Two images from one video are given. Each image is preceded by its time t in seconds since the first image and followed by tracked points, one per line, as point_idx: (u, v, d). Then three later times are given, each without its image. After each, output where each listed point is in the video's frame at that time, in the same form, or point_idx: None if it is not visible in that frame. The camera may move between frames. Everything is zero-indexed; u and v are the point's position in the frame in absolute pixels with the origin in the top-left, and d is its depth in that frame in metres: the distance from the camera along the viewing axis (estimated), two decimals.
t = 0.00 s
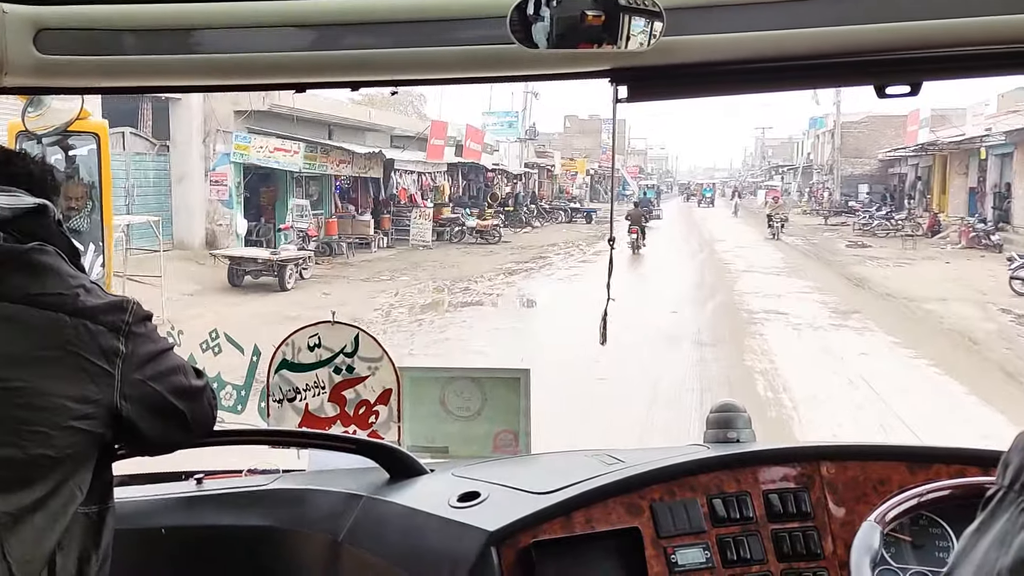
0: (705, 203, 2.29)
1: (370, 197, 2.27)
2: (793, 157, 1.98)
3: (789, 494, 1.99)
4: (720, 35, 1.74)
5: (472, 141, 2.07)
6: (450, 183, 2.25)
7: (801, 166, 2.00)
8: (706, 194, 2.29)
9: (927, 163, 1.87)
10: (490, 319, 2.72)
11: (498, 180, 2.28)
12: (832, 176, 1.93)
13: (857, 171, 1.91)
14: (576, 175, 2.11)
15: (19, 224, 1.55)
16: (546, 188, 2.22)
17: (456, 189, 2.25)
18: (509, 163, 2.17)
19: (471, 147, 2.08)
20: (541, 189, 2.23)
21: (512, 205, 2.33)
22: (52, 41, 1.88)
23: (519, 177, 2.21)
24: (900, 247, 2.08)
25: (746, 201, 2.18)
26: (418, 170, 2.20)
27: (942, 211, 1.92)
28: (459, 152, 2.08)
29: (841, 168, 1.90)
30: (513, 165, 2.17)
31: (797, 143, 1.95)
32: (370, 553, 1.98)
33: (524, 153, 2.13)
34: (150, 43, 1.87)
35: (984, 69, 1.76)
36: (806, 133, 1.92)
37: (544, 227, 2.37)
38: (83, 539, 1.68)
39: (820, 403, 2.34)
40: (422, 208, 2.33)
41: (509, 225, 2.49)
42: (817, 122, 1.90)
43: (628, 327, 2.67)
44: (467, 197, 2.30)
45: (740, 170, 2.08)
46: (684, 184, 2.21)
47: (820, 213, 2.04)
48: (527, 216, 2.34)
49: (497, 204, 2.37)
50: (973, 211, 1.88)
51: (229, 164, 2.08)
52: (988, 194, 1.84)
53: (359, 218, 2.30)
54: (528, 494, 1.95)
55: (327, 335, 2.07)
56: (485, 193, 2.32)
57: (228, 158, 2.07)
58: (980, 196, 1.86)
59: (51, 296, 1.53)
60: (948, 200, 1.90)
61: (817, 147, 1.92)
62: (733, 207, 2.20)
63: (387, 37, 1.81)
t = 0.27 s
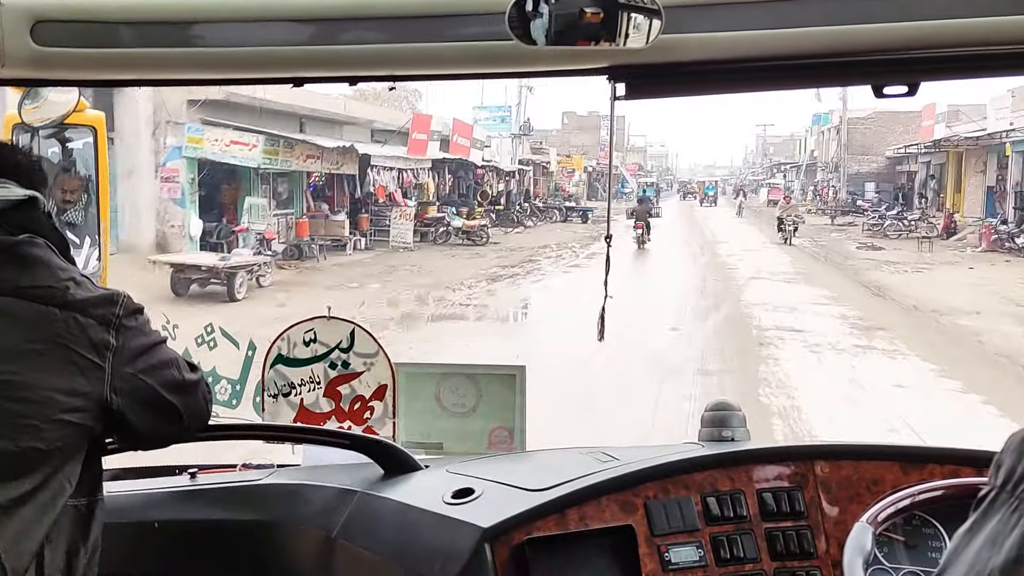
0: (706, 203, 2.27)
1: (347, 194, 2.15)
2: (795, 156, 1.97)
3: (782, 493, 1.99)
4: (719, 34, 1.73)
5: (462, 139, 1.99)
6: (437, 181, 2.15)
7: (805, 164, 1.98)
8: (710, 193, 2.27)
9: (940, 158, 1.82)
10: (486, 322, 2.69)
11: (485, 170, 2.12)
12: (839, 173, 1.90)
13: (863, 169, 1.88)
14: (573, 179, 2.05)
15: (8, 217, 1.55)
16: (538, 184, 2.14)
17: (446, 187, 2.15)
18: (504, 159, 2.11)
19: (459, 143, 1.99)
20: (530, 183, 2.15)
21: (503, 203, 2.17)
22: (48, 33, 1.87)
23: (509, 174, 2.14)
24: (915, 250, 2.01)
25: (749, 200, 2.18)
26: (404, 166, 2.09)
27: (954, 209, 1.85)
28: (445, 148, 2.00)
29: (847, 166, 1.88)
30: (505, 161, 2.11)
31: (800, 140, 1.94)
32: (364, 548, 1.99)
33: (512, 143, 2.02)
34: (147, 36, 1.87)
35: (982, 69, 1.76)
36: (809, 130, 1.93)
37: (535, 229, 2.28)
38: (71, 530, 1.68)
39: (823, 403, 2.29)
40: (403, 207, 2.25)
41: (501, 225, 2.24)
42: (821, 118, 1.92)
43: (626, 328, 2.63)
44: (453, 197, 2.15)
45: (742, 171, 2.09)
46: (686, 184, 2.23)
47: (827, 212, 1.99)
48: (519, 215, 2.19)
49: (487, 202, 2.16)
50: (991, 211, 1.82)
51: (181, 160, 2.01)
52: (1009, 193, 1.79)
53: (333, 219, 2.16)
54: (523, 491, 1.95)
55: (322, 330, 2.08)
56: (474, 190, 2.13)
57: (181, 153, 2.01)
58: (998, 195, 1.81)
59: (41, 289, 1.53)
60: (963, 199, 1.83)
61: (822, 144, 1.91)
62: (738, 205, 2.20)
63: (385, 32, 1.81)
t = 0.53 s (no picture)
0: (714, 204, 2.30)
1: (323, 198, 2.14)
2: (797, 156, 2.02)
3: (779, 496, 1.99)
4: (718, 36, 1.73)
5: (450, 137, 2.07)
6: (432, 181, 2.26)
7: (807, 164, 2.02)
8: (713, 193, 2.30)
9: (954, 158, 1.85)
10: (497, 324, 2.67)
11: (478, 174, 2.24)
12: (846, 175, 1.92)
13: (870, 169, 1.91)
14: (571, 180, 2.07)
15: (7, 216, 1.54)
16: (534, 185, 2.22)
17: (436, 188, 2.26)
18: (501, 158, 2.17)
19: (444, 140, 2.06)
20: (525, 184, 2.24)
21: (495, 205, 2.32)
22: (46, 32, 1.87)
23: (507, 174, 2.22)
24: (932, 254, 2.07)
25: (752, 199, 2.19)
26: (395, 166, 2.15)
27: (968, 212, 1.88)
28: (431, 145, 2.07)
29: (853, 166, 1.90)
30: (496, 160, 2.18)
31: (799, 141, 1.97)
32: (360, 549, 1.99)
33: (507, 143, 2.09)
34: (145, 35, 1.86)
35: (982, 74, 1.76)
36: (812, 130, 1.94)
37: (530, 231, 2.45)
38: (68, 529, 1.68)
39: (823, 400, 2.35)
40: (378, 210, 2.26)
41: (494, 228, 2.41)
42: (825, 118, 1.91)
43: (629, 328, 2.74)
44: (442, 198, 2.28)
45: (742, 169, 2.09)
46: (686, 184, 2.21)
47: (828, 212, 2.04)
48: (510, 217, 2.34)
49: (476, 205, 2.33)
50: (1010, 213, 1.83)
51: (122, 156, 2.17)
52: None
53: (302, 223, 2.17)
54: (519, 492, 1.95)
55: (320, 330, 2.07)
56: (463, 191, 2.27)
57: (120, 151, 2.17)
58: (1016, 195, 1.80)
59: (39, 289, 1.53)
60: (978, 201, 1.86)
61: (826, 143, 1.94)
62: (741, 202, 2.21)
63: (383, 32, 1.81)
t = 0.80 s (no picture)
0: (718, 205, 2.18)
1: (289, 198, 2.14)
2: (801, 155, 1.96)
3: (781, 494, 1.99)
4: (718, 34, 1.73)
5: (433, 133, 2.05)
6: (416, 184, 2.19)
7: (811, 163, 1.96)
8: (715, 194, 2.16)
9: (968, 156, 1.78)
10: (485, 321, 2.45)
11: (466, 173, 2.14)
12: (853, 174, 1.87)
13: (878, 167, 1.84)
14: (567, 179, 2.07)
15: (10, 216, 1.56)
16: (537, 186, 2.13)
17: (420, 189, 2.20)
18: (496, 155, 2.11)
19: (427, 135, 2.04)
20: (517, 182, 2.13)
21: (485, 206, 2.16)
22: (48, 32, 1.87)
23: (495, 175, 2.14)
24: (955, 260, 1.98)
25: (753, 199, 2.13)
26: (372, 166, 2.13)
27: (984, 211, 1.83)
28: (414, 142, 2.03)
29: (860, 165, 1.84)
30: (484, 159, 2.11)
31: (804, 139, 1.93)
32: (364, 549, 1.99)
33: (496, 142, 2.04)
34: (147, 36, 1.86)
35: (982, 70, 1.77)
36: (815, 128, 1.91)
37: (523, 233, 2.32)
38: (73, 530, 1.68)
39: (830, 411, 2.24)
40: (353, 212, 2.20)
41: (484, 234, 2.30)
42: (829, 114, 1.89)
43: (626, 329, 2.48)
44: (427, 199, 2.20)
45: (748, 172, 2.06)
46: (687, 185, 2.12)
47: (837, 212, 1.99)
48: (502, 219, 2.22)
49: (464, 206, 2.15)
50: None
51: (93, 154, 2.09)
52: None
53: (264, 226, 2.14)
54: (522, 491, 1.95)
55: (321, 330, 2.08)
56: (449, 190, 2.20)
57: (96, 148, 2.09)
58: None
59: (43, 287, 1.53)
60: (997, 200, 1.80)
61: (831, 142, 1.89)
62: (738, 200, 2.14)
63: (384, 32, 1.81)
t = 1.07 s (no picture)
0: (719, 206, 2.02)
1: (248, 201, 2.11)
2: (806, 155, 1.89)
3: (786, 493, 1.99)
4: (719, 33, 1.73)
5: (416, 132, 2.01)
6: (400, 186, 2.08)
7: (816, 164, 1.88)
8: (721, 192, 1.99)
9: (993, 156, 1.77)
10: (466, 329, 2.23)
11: (452, 172, 2.07)
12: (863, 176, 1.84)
13: (887, 168, 1.82)
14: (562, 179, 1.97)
15: (11, 221, 1.55)
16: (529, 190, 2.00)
17: (403, 190, 2.08)
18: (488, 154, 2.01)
19: (406, 132, 2.01)
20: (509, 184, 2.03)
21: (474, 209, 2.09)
22: (48, 34, 1.87)
23: (484, 176, 2.04)
24: (981, 269, 1.96)
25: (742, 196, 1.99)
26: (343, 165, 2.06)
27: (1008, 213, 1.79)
28: (394, 140, 2.01)
29: (869, 165, 1.82)
30: (471, 159, 2.04)
31: (808, 139, 1.89)
32: (368, 550, 1.98)
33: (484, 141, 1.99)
34: (148, 38, 1.86)
35: (984, 68, 1.76)
36: (820, 126, 1.88)
37: (513, 237, 2.15)
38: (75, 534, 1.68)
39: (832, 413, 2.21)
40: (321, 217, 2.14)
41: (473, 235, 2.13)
42: (835, 113, 1.88)
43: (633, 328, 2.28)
44: (410, 201, 2.09)
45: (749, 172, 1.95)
46: (685, 186, 1.97)
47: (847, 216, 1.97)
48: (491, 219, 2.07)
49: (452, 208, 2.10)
50: None
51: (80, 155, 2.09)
52: None
53: (218, 231, 2.13)
54: (526, 491, 1.95)
55: (324, 331, 2.09)
56: (436, 191, 2.08)
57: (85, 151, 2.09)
58: None
59: (45, 292, 1.52)
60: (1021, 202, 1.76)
61: (838, 141, 1.86)
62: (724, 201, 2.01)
63: (385, 33, 1.80)
